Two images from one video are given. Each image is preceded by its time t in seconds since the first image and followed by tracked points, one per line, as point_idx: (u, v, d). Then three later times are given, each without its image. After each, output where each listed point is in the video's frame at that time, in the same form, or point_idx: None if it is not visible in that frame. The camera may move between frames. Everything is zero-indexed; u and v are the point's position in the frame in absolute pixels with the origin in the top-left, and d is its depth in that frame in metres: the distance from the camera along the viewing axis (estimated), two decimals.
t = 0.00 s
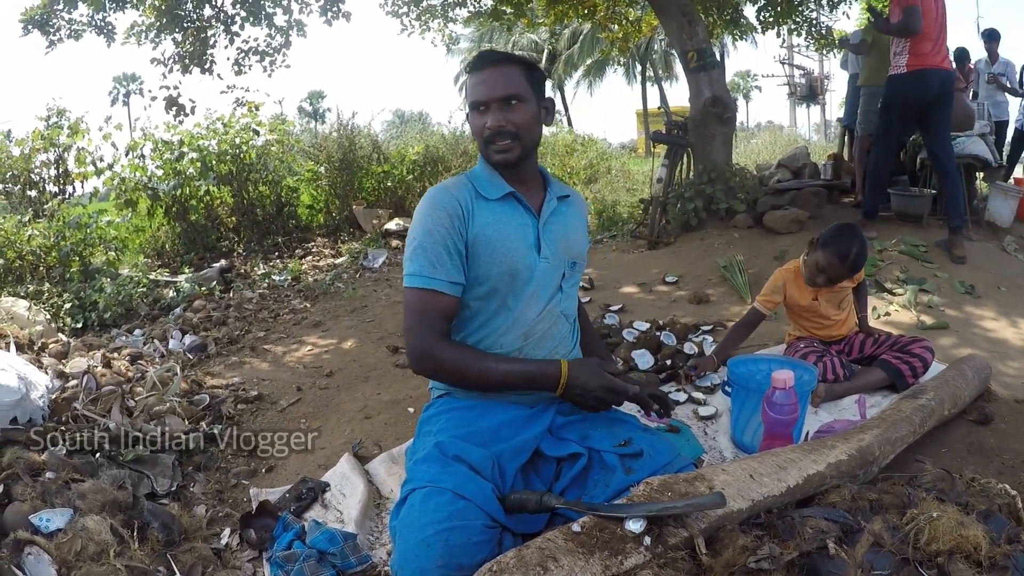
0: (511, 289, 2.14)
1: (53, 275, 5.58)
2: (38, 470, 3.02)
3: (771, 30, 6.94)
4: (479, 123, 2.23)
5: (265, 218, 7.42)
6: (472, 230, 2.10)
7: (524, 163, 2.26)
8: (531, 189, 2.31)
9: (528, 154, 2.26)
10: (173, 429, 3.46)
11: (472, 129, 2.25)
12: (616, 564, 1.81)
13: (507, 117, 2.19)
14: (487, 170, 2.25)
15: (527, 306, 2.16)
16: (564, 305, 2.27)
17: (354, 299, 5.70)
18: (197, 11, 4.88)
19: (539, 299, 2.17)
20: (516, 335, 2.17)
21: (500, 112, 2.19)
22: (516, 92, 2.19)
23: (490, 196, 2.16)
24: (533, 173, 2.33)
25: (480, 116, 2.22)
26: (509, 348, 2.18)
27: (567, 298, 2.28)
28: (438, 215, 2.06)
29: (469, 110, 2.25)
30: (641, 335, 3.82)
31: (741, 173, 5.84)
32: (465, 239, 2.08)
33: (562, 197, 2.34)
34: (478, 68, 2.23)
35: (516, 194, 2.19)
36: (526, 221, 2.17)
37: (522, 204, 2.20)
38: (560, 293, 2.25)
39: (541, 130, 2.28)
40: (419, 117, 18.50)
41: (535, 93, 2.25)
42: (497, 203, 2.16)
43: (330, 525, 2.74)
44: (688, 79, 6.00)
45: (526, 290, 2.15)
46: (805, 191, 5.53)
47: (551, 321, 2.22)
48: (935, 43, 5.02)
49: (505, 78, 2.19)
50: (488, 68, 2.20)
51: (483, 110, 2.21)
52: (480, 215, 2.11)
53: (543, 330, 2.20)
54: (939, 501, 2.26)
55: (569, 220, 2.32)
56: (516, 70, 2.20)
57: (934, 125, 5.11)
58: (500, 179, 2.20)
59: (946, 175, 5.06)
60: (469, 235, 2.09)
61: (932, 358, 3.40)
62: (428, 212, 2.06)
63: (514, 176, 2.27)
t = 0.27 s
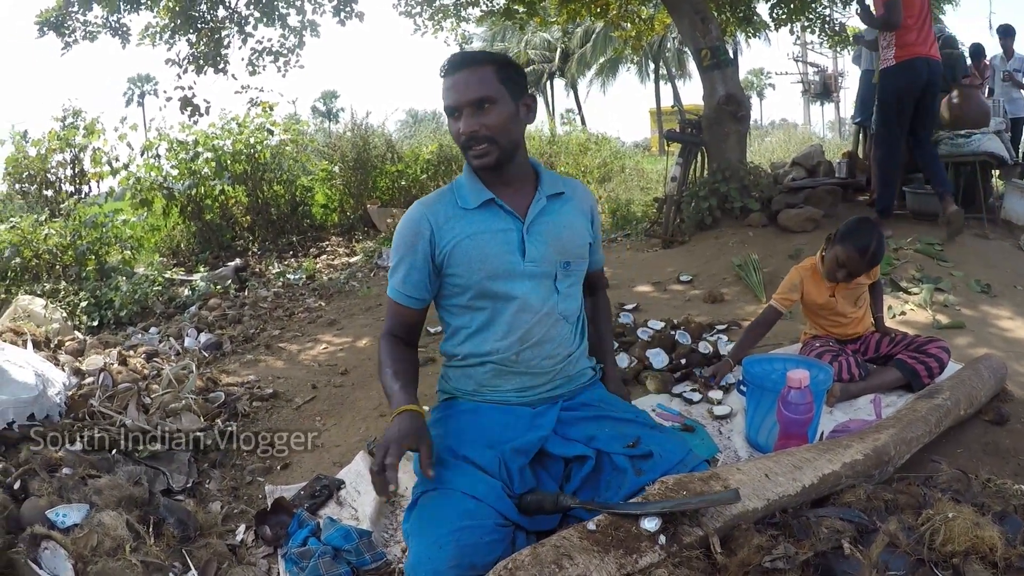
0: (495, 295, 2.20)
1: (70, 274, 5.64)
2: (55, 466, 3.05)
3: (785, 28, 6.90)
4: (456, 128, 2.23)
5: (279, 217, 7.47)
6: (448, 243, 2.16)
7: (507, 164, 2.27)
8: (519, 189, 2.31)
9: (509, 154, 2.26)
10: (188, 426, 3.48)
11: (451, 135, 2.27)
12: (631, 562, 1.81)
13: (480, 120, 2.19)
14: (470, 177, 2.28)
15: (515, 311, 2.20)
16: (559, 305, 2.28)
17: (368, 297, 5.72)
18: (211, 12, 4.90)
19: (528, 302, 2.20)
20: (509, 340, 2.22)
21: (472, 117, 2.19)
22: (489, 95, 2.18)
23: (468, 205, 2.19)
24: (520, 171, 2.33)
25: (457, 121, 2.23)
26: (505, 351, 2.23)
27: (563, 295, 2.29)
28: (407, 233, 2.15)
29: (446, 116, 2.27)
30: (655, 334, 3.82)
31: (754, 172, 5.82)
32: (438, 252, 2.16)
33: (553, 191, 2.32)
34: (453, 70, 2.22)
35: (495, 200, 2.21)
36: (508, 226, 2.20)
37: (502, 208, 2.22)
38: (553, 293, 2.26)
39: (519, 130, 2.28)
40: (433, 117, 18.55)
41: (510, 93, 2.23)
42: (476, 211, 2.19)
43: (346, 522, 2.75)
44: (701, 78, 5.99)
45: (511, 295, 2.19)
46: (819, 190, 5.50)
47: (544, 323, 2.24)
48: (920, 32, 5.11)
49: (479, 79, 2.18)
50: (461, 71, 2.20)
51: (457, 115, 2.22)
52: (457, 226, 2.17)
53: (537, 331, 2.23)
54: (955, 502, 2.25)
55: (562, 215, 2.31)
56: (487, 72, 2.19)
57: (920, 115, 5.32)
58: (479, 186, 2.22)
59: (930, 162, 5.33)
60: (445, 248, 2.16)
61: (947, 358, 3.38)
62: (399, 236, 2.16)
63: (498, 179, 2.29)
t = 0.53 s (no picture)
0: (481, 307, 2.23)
1: (81, 267, 5.67)
2: (65, 459, 3.08)
3: (797, 29, 6.89)
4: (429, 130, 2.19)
5: (290, 213, 7.50)
6: (430, 260, 2.21)
7: (483, 163, 2.23)
8: (501, 190, 2.28)
9: (484, 155, 2.22)
10: (198, 420, 3.50)
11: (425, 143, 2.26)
12: (641, 560, 1.82)
13: (450, 121, 2.15)
14: (449, 186, 2.29)
15: (504, 317, 2.23)
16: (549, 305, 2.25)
17: (379, 294, 5.74)
18: (224, 8, 4.93)
19: (515, 309, 2.21)
20: (504, 345, 2.26)
21: (444, 117, 2.15)
22: (457, 96, 2.15)
23: (445, 219, 2.21)
24: (499, 168, 2.29)
25: (428, 123, 2.19)
26: (501, 355, 2.27)
27: (554, 296, 2.26)
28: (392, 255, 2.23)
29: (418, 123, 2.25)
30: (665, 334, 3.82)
31: (765, 173, 5.81)
32: (423, 271, 2.22)
33: (535, 186, 2.26)
34: (420, 73, 2.20)
35: (471, 210, 2.21)
36: (488, 235, 2.20)
37: (480, 217, 2.22)
38: (543, 295, 2.24)
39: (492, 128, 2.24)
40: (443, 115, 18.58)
41: (480, 91, 2.20)
42: (456, 224, 2.21)
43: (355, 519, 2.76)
44: (713, 78, 5.98)
45: (498, 305, 2.21)
46: (830, 191, 5.49)
47: (536, 327, 2.24)
48: (921, 34, 5.13)
49: (444, 80, 2.15)
50: (426, 72, 2.18)
51: (426, 121, 2.19)
52: (436, 243, 2.20)
53: (529, 335, 2.24)
54: (965, 504, 2.25)
55: (546, 211, 2.25)
56: (447, 75, 2.15)
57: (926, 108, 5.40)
58: (455, 198, 2.23)
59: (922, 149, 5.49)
60: (430, 266, 2.22)
61: (957, 360, 3.37)
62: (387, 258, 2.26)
63: (477, 184, 2.27)
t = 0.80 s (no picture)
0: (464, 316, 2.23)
1: (88, 265, 5.69)
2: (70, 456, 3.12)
3: (805, 30, 6.88)
4: (410, 130, 2.18)
5: (297, 212, 7.52)
6: (411, 272, 2.26)
7: (463, 165, 2.23)
8: (480, 195, 2.27)
9: (462, 158, 2.21)
10: (205, 419, 3.50)
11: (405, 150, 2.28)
12: (648, 561, 1.82)
13: (440, 116, 2.15)
14: (429, 196, 2.31)
15: (486, 324, 2.23)
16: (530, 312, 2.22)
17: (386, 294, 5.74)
18: (233, 7, 4.95)
19: (495, 317, 2.20)
20: (493, 351, 2.26)
21: (433, 112, 2.15)
22: (442, 93, 2.17)
23: (422, 231, 2.24)
24: (477, 171, 2.28)
25: (411, 123, 2.18)
26: (491, 362, 2.27)
27: (536, 302, 2.22)
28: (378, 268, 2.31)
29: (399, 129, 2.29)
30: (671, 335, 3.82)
31: (773, 174, 5.80)
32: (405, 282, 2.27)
33: (509, 189, 2.23)
34: (395, 79, 2.22)
35: (447, 220, 2.22)
36: (465, 244, 2.20)
37: (456, 227, 2.22)
38: (523, 302, 2.21)
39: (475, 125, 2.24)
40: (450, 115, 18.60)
41: (458, 89, 2.22)
42: (434, 235, 2.23)
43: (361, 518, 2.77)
44: (721, 79, 5.98)
45: (479, 314, 2.21)
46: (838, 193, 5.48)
47: (519, 333, 2.22)
48: (922, 37, 5.12)
49: (418, 83, 2.17)
50: (402, 76, 2.20)
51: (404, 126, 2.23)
52: (417, 255, 2.24)
53: (514, 341, 2.22)
54: (972, 507, 2.25)
55: (521, 215, 2.21)
56: (419, 78, 2.17)
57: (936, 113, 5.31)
58: (432, 208, 2.25)
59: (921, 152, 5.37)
60: (414, 277, 2.25)
61: (964, 362, 3.36)
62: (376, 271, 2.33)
63: (456, 192, 2.27)
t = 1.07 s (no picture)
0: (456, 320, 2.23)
1: (93, 260, 5.71)
2: (75, 451, 3.14)
3: (812, 31, 6.87)
4: (402, 128, 2.17)
5: (303, 209, 7.53)
6: (404, 275, 2.25)
7: (455, 165, 2.22)
8: (473, 197, 2.26)
9: (453, 159, 2.20)
10: (209, 415, 3.49)
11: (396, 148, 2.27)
12: (652, 560, 1.82)
13: (429, 112, 2.15)
14: (421, 197, 2.30)
15: (478, 327, 2.22)
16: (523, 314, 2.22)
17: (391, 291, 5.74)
18: (240, 3, 4.94)
19: (488, 320, 2.20)
20: (488, 353, 2.25)
21: (421, 109, 2.15)
22: (430, 91, 2.17)
23: (415, 233, 2.24)
24: (471, 171, 2.27)
25: (401, 121, 2.17)
26: (486, 364, 2.26)
27: (529, 305, 2.21)
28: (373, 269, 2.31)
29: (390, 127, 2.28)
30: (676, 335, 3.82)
31: (779, 174, 5.79)
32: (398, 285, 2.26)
33: (501, 191, 2.22)
34: (385, 76, 2.22)
35: (439, 222, 2.22)
36: (457, 247, 2.20)
37: (448, 229, 2.21)
38: (516, 304, 2.21)
39: (468, 123, 2.23)
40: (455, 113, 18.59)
41: (447, 87, 2.22)
42: (426, 237, 2.23)
43: (366, 515, 2.77)
44: (728, 79, 5.97)
45: (472, 317, 2.21)
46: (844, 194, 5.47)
47: (513, 336, 2.22)
48: (918, 40, 5.12)
49: (409, 80, 2.17)
50: (394, 74, 2.20)
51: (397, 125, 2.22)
52: (410, 257, 2.24)
53: (507, 343, 2.22)
54: (976, 509, 2.25)
55: (513, 218, 2.20)
56: (409, 77, 2.17)
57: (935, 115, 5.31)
58: (425, 211, 2.25)
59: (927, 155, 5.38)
60: (407, 280, 2.25)
61: (969, 364, 3.35)
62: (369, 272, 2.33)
63: (449, 193, 2.26)
